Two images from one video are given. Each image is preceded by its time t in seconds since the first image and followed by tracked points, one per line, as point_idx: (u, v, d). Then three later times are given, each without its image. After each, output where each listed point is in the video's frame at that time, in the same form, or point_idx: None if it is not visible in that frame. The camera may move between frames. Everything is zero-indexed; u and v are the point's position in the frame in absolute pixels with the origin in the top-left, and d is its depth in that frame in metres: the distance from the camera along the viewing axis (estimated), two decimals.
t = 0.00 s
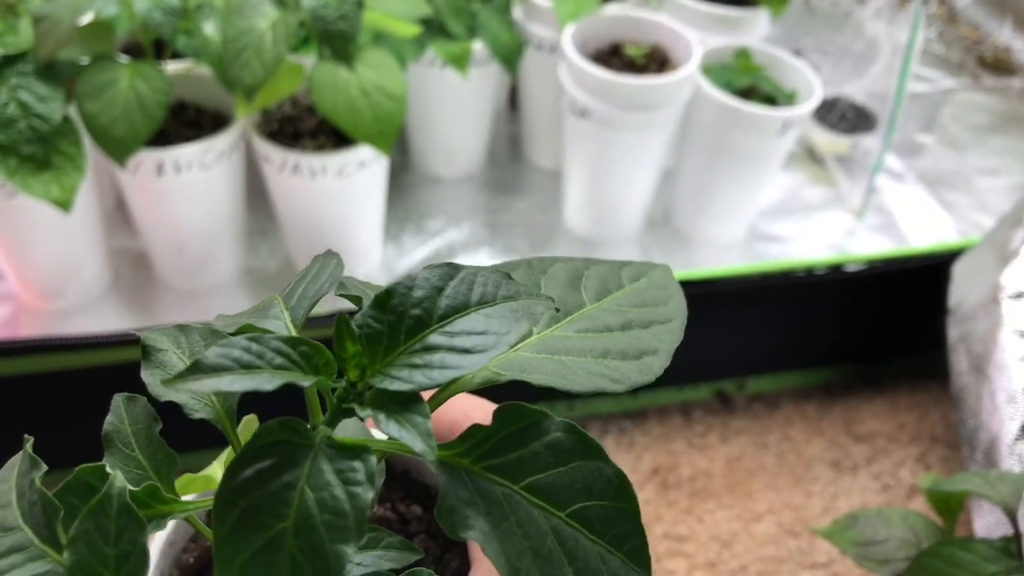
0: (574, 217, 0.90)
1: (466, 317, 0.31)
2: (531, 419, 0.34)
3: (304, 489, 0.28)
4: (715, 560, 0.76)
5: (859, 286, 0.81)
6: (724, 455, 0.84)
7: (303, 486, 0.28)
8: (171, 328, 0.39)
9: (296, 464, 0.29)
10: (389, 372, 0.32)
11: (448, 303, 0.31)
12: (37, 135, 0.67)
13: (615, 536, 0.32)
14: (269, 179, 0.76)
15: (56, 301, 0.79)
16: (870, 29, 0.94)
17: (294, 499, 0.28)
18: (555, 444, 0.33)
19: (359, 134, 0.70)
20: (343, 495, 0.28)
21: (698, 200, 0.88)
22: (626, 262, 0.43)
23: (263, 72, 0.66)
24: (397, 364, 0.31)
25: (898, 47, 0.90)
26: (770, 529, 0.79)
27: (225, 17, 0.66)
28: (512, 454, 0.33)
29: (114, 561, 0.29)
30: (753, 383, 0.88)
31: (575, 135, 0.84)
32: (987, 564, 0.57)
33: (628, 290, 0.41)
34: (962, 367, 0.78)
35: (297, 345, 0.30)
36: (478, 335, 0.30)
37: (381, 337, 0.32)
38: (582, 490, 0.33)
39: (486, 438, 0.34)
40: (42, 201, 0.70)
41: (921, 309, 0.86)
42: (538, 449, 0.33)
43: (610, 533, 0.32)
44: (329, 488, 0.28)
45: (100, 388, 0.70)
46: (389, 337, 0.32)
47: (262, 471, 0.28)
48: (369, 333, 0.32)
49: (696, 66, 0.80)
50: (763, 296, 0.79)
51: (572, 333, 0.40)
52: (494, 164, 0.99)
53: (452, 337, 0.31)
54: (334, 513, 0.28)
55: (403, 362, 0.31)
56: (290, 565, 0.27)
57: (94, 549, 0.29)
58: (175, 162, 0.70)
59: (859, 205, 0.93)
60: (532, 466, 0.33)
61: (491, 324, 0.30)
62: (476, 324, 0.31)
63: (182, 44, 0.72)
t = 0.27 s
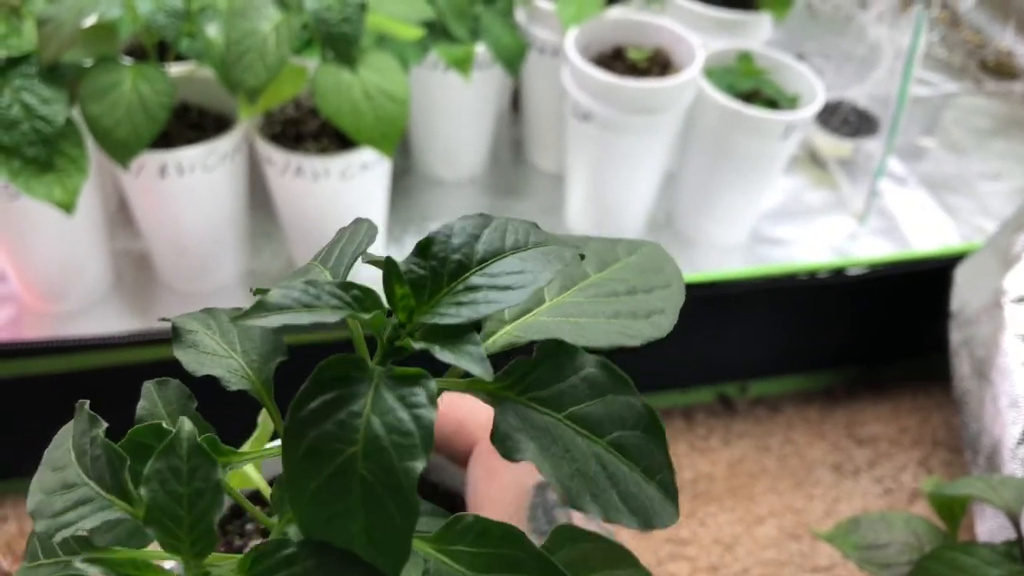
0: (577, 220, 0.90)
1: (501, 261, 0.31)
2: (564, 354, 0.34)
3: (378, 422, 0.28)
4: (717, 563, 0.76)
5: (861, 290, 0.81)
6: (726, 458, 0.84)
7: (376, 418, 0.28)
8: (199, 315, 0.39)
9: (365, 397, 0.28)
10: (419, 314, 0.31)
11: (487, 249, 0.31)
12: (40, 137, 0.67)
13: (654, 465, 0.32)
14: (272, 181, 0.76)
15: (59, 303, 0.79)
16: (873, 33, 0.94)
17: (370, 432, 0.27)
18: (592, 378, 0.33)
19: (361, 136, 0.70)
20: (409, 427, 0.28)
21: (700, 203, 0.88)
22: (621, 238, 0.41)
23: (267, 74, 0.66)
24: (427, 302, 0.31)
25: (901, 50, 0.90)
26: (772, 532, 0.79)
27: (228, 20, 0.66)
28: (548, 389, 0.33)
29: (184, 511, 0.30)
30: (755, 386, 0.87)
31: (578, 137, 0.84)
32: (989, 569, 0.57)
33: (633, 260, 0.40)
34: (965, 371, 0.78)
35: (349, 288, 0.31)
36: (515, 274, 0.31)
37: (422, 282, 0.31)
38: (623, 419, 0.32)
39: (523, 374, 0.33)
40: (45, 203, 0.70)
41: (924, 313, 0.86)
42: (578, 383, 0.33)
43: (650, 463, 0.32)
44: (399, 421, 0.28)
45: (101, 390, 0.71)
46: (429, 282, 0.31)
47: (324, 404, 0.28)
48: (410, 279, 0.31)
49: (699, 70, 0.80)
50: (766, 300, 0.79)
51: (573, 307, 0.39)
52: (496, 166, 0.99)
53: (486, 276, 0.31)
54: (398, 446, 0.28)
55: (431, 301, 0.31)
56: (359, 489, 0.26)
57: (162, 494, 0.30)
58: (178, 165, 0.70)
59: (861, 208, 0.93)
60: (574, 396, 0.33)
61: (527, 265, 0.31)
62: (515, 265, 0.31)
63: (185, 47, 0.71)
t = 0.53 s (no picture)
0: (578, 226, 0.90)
1: (511, 232, 0.32)
2: (574, 319, 0.34)
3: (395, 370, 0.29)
4: (717, 567, 0.76)
5: (863, 294, 0.81)
6: (727, 462, 0.84)
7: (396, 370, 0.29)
8: (207, 307, 0.39)
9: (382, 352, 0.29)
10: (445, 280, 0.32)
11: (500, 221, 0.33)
12: (42, 138, 0.67)
13: (660, 423, 0.33)
14: (274, 183, 0.76)
15: (60, 305, 0.79)
16: (875, 37, 0.94)
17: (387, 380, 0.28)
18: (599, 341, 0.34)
19: (363, 139, 0.70)
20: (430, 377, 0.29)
21: (702, 207, 0.88)
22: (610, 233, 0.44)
23: (268, 77, 0.66)
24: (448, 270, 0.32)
25: (903, 55, 0.90)
26: (772, 536, 0.78)
27: (230, 22, 0.66)
28: (559, 351, 0.34)
29: (216, 473, 0.30)
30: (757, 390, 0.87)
31: (580, 140, 0.84)
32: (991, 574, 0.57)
33: (621, 250, 0.43)
34: (966, 376, 0.78)
35: (371, 257, 0.31)
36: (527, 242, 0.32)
37: (437, 253, 0.32)
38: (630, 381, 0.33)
39: (534, 335, 0.34)
40: (46, 204, 0.70)
41: (926, 317, 0.86)
42: (584, 346, 0.34)
43: (655, 422, 0.33)
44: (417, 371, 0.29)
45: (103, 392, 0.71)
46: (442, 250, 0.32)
47: (352, 364, 0.29)
48: (428, 250, 0.32)
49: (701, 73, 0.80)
50: (768, 304, 0.79)
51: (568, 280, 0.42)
52: (498, 169, 0.99)
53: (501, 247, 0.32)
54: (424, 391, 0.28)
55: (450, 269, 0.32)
56: (389, 443, 0.27)
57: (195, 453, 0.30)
58: (180, 166, 0.70)
59: (863, 212, 0.93)
60: (582, 359, 0.34)
61: (536, 236, 0.32)
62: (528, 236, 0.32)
63: (187, 48, 0.72)
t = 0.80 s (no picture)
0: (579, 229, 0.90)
1: (510, 207, 0.34)
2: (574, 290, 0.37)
3: (410, 338, 0.31)
4: (716, 573, 0.76)
5: (865, 301, 0.81)
6: (727, 468, 0.84)
7: (405, 340, 0.31)
8: (210, 301, 0.40)
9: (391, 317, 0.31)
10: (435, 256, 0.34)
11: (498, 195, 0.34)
12: (46, 136, 0.67)
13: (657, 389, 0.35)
14: (277, 184, 0.76)
15: (62, 303, 0.79)
16: (879, 44, 0.94)
17: (403, 349, 0.31)
18: (596, 312, 0.36)
19: (367, 140, 0.70)
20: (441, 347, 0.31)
21: (705, 212, 0.88)
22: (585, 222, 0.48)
23: (273, 77, 0.66)
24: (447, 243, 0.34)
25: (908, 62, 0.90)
26: (772, 542, 0.78)
27: (235, 22, 0.66)
28: (559, 320, 0.36)
29: (235, 442, 0.33)
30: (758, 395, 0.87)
31: (583, 144, 0.84)
32: None
33: (600, 241, 0.47)
34: (968, 384, 0.77)
35: (376, 233, 0.33)
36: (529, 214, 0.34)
37: (440, 229, 0.33)
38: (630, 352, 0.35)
39: (539, 308, 0.36)
40: (49, 202, 0.70)
41: (928, 325, 0.85)
42: (584, 318, 0.36)
43: (652, 388, 0.35)
44: (425, 336, 0.31)
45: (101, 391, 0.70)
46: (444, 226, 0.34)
47: (366, 329, 0.31)
48: (431, 226, 0.33)
49: (705, 78, 0.80)
50: (770, 309, 0.79)
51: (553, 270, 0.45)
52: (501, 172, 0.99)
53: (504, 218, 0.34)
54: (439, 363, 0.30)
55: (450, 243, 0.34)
56: (404, 403, 0.30)
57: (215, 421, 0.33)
58: (183, 166, 0.70)
59: (865, 219, 0.93)
60: (582, 330, 0.36)
61: (532, 210, 0.34)
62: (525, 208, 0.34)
63: (191, 48, 0.72)
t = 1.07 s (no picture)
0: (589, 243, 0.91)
1: (456, 141, 0.34)
2: (505, 216, 0.31)
3: (257, 208, 0.29)
4: None
5: (876, 320, 0.81)
6: (736, 483, 0.84)
7: (259, 209, 0.29)
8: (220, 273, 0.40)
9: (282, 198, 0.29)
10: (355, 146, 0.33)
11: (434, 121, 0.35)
12: (65, 138, 0.67)
13: (583, 326, 0.29)
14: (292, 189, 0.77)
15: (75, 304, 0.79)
16: (893, 63, 0.94)
17: (251, 214, 0.28)
18: (538, 244, 0.31)
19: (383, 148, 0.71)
20: (293, 224, 0.28)
21: (716, 227, 0.88)
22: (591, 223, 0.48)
23: (292, 83, 0.67)
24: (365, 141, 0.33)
25: (922, 82, 0.90)
26: (779, 559, 0.79)
27: (256, 28, 0.67)
28: (484, 242, 0.31)
29: (129, 283, 0.30)
30: (767, 411, 0.87)
31: (597, 157, 0.84)
32: None
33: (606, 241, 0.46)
34: (978, 405, 0.77)
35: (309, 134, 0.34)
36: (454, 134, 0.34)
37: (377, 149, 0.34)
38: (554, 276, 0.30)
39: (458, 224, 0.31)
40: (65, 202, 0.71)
41: (937, 345, 0.85)
42: (519, 243, 0.31)
43: (580, 324, 0.30)
44: (287, 217, 0.28)
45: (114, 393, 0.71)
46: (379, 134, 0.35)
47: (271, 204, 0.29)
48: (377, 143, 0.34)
49: (720, 94, 0.80)
50: (781, 326, 0.79)
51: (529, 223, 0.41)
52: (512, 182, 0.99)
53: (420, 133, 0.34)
54: (246, 242, 0.28)
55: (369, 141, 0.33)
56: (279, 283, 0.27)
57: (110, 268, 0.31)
58: (199, 170, 0.71)
59: (876, 237, 0.93)
60: (509, 256, 0.30)
61: (472, 146, 0.34)
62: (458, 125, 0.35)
63: (214, 52, 0.74)
